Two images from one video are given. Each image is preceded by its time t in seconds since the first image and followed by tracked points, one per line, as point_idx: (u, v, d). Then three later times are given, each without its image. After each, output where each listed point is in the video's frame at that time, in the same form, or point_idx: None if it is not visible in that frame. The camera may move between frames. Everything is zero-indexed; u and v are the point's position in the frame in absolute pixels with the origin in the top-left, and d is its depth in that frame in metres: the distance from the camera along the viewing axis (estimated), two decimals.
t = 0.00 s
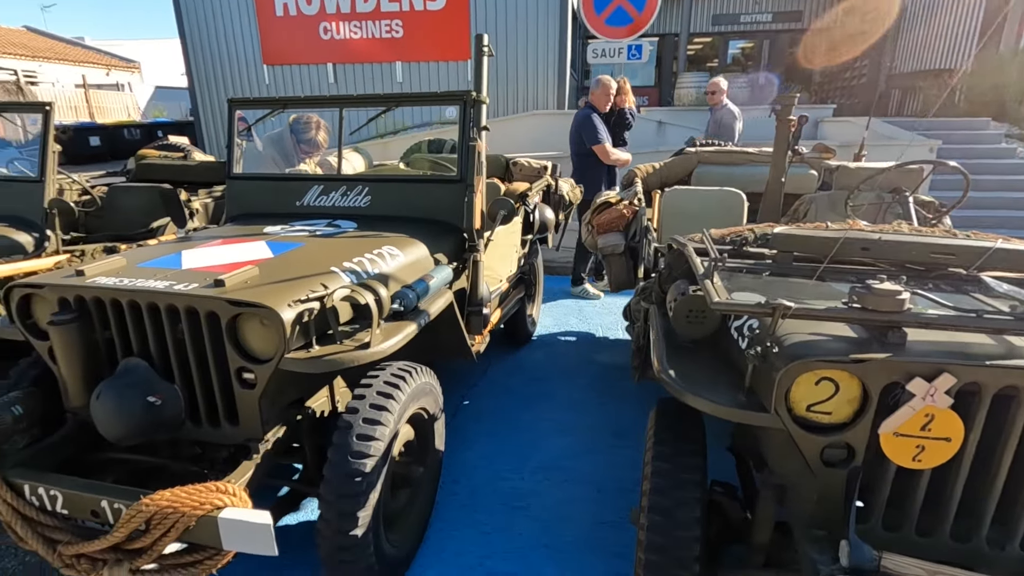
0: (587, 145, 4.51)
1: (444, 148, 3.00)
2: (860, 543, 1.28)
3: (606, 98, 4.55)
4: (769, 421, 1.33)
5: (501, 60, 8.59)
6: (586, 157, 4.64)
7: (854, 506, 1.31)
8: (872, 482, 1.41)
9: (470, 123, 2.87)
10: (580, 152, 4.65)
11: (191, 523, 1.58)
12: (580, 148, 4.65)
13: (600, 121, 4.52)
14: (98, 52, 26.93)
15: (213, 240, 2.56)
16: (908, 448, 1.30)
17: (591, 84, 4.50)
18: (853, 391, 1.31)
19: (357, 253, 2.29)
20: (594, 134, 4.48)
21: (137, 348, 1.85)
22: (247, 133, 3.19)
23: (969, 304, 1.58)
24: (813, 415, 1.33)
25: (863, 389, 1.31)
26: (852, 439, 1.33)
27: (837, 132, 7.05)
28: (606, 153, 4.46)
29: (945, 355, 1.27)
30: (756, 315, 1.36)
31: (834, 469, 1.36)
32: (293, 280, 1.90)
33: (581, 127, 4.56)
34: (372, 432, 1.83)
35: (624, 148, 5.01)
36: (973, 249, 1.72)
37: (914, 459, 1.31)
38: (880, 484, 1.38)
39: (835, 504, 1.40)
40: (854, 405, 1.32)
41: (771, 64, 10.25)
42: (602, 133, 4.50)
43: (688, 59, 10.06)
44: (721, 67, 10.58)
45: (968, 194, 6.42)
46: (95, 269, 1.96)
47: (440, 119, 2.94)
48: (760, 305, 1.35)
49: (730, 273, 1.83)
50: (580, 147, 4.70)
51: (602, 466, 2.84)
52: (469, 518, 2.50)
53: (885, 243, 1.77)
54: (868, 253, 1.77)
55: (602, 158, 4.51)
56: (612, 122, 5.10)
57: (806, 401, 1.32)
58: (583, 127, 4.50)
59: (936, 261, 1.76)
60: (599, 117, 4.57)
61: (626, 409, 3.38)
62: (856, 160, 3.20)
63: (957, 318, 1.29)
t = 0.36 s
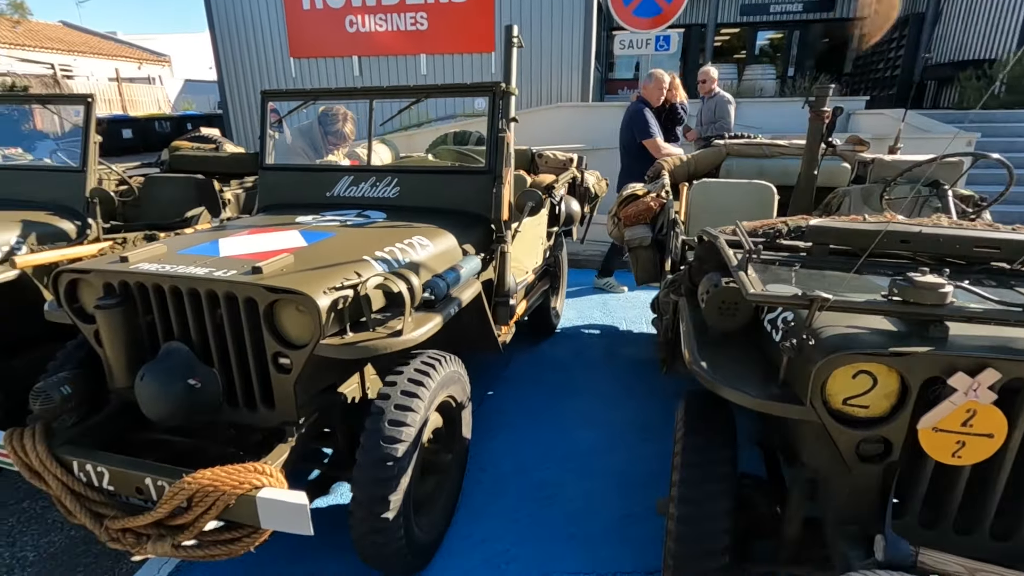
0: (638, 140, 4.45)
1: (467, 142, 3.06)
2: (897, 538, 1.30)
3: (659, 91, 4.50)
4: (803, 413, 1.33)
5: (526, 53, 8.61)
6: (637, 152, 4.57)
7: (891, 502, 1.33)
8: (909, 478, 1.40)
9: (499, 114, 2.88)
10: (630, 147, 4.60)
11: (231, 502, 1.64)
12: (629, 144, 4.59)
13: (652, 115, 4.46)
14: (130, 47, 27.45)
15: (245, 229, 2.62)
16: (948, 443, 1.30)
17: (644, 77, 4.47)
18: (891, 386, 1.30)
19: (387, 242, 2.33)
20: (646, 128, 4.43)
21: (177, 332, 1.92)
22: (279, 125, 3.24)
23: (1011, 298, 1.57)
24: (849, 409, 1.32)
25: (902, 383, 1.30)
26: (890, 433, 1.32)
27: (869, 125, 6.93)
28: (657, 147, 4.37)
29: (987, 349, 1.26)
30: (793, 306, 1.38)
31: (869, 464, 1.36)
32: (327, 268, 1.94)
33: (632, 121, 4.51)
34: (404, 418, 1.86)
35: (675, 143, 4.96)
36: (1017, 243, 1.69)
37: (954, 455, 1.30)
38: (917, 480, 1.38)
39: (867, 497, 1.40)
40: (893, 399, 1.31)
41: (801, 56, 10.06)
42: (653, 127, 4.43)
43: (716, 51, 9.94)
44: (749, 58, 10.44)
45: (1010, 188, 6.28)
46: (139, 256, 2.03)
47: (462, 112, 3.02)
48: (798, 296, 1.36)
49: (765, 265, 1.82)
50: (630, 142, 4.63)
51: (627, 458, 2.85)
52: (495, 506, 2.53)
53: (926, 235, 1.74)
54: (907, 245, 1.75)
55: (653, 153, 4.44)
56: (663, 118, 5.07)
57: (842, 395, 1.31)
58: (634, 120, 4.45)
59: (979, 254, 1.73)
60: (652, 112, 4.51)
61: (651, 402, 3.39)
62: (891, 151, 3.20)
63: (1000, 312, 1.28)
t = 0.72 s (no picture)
0: (693, 126, 4.40)
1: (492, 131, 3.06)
2: (940, 529, 1.30)
3: (717, 79, 4.50)
4: (844, 401, 1.32)
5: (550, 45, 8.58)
6: (691, 139, 4.53)
7: (936, 493, 1.32)
8: (952, 468, 1.39)
9: (528, 102, 2.88)
10: (684, 134, 4.55)
11: (269, 479, 1.68)
12: (684, 131, 4.55)
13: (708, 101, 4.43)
14: (156, 39, 27.82)
15: (277, 215, 2.66)
16: (995, 435, 1.28)
17: (704, 63, 4.48)
18: (936, 374, 1.29)
19: (418, 229, 2.35)
20: (701, 115, 4.38)
21: (215, 314, 1.97)
22: (308, 113, 3.27)
23: None
24: (891, 398, 1.31)
25: (947, 371, 1.28)
26: (931, 422, 1.31)
27: (901, 116, 6.80)
28: (712, 134, 4.31)
29: None
30: (835, 293, 1.35)
31: (911, 454, 1.34)
32: (361, 252, 1.97)
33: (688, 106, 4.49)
34: (436, 402, 1.89)
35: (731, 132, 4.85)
36: None
37: (1000, 446, 1.29)
38: (961, 471, 1.36)
39: (906, 487, 1.39)
40: (937, 388, 1.30)
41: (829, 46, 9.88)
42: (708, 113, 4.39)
43: (741, 41, 9.79)
44: (775, 50, 10.29)
45: None
46: (178, 239, 2.09)
47: (480, 105, 3.11)
48: (840, 283, 1.34)
49: (804, 253, 1.81)
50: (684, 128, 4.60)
51: (653, 448, 2.85)
52: (521, 493, 2.55)
53: (971, 223, 1.73)
54: (953, 233, 1.74)
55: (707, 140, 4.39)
56: (719, 107, 4.96)
57: (883, 383, 1.30)
58: (690, 105, 4.43)
59: None
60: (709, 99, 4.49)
61: (675, 393, 3.39)
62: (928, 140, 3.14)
63: None
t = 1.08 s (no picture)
0: (752, 118, 4.29)
1: (517, 122, 3.06)
2: (981, 525, 1.28)
3: (777, 70, 4.39)
4: (883, 394, 1.30)
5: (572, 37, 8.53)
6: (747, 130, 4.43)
7: (978, 489, 1.30)
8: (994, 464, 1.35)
9: (554, 92, 2.88)
10: (740, 127, 4.43)
11: (298, 462, 1.71)
12: (740, 123, 4.43)
13: (768, 93, 4.31)
14: (181, 33, 28.14)
15: (303, 204, 2.69)
16: None
17: (765, 53, 4.36)
18: (979, 367, 1.26)
19: (445, 218, 2.36)
20: (760, 106, 4.27)
21: (246, 300, 2.00)
22: (334, 104, 3.28)
23: None
24: (932, 391, 1.28)
25: (991, 365, 1.26)
26: (973, 416, 1.28)
27: (933, 108, 6.65)
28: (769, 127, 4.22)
29: None
30: (875, 284, 1.33)
31: (952, 449, 1.31)
32: (390, 240, 1.98)
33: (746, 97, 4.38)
34: (462, 389, 1.90)
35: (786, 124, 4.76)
36: None
37: None
38: (1003, 466, 1.33)
39: (944, 482, 1.36)
40: (981, 381, 1.27)
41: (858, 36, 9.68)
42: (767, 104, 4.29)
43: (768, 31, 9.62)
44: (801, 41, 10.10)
45: None
46: (210, 226, 2.14)
47: (500, 97, 3.09)
48: (880, 274, 1.31)
49: (841, 243, 1.79)
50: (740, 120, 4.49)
51: (677, 442, 2.83)
52: (544, 483, 2.56)
53: (1016, 213, 1.68)
54: (996, 224, 1.69)
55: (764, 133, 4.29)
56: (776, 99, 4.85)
57: (923, 375, 1.28)
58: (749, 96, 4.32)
59: None
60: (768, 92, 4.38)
61: (699, 387, 3.37)
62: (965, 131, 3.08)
63: None
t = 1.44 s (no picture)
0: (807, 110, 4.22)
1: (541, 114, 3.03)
2: (1015, 525, 1.24)
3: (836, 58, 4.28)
4: (914, 390, 1.28)
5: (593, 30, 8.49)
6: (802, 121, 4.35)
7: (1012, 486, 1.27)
8: None
9: (577, 84, 2.87)
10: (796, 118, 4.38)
11: (324, 449, 1.74)
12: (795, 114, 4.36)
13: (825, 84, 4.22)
14: (204, 27, 28.45)
15: (327, 195, 2.72)
16: None
17: (823, 42, 4.25)
18: (1014, 364, 1.24)
19: (467, 210, 2.37)
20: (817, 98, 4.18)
21: (273, 290, 2.04)
22: (357, 97, 3.32)
23: None
24: (965, 387, 1.26)
25: None
26: (1007, 414, 1.26)
27: (964, 101, 6.50)
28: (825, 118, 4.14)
29: None
30: (908, 278, 1.31)
31: (984, 446, 1.29)
32: (414, 231, 2.00)
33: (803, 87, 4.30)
34: (485, 379, 1.91)
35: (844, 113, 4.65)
36: None
37: None
38: None
39: (974, 479, 1.35)
40: (1017, 378, 1.25)
41: (886, 27, 9.48)
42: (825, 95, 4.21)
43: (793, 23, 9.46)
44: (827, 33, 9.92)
45: None
46: (238, 217, 2.19)
47: (519, 90, 3.03)
48: (914, 268, 1.30)
49: (871, 237, 1.77)
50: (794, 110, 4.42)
51: (697, 437, 2.83)
52: (564, 475, 2.57)
53: None
54: None
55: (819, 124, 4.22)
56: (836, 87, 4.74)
57: (956, 371, 1.26)
58: (806, 87, 4.24)
59: None
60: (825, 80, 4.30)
61: (719, 382, 3.35)
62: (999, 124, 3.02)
63: None
